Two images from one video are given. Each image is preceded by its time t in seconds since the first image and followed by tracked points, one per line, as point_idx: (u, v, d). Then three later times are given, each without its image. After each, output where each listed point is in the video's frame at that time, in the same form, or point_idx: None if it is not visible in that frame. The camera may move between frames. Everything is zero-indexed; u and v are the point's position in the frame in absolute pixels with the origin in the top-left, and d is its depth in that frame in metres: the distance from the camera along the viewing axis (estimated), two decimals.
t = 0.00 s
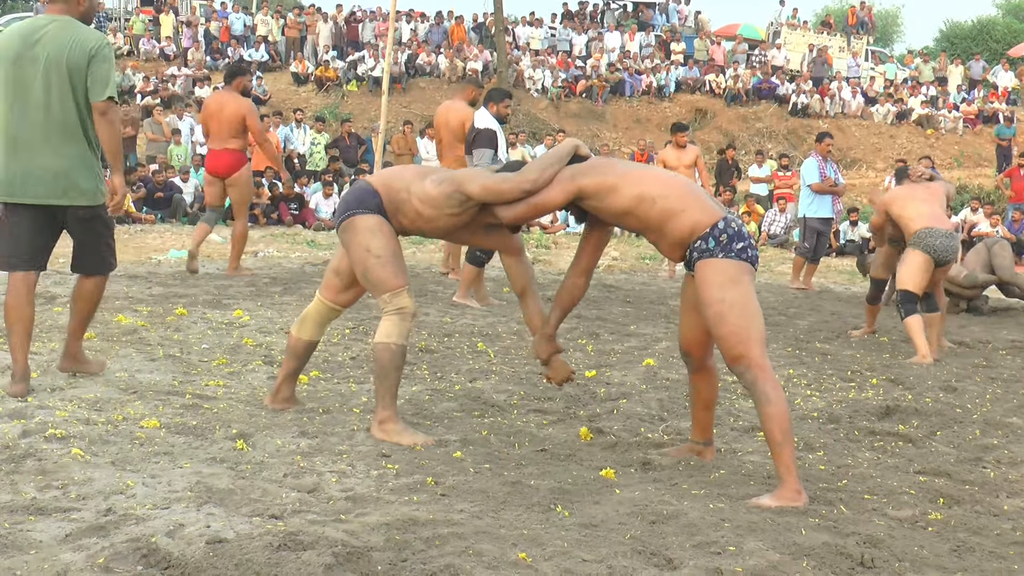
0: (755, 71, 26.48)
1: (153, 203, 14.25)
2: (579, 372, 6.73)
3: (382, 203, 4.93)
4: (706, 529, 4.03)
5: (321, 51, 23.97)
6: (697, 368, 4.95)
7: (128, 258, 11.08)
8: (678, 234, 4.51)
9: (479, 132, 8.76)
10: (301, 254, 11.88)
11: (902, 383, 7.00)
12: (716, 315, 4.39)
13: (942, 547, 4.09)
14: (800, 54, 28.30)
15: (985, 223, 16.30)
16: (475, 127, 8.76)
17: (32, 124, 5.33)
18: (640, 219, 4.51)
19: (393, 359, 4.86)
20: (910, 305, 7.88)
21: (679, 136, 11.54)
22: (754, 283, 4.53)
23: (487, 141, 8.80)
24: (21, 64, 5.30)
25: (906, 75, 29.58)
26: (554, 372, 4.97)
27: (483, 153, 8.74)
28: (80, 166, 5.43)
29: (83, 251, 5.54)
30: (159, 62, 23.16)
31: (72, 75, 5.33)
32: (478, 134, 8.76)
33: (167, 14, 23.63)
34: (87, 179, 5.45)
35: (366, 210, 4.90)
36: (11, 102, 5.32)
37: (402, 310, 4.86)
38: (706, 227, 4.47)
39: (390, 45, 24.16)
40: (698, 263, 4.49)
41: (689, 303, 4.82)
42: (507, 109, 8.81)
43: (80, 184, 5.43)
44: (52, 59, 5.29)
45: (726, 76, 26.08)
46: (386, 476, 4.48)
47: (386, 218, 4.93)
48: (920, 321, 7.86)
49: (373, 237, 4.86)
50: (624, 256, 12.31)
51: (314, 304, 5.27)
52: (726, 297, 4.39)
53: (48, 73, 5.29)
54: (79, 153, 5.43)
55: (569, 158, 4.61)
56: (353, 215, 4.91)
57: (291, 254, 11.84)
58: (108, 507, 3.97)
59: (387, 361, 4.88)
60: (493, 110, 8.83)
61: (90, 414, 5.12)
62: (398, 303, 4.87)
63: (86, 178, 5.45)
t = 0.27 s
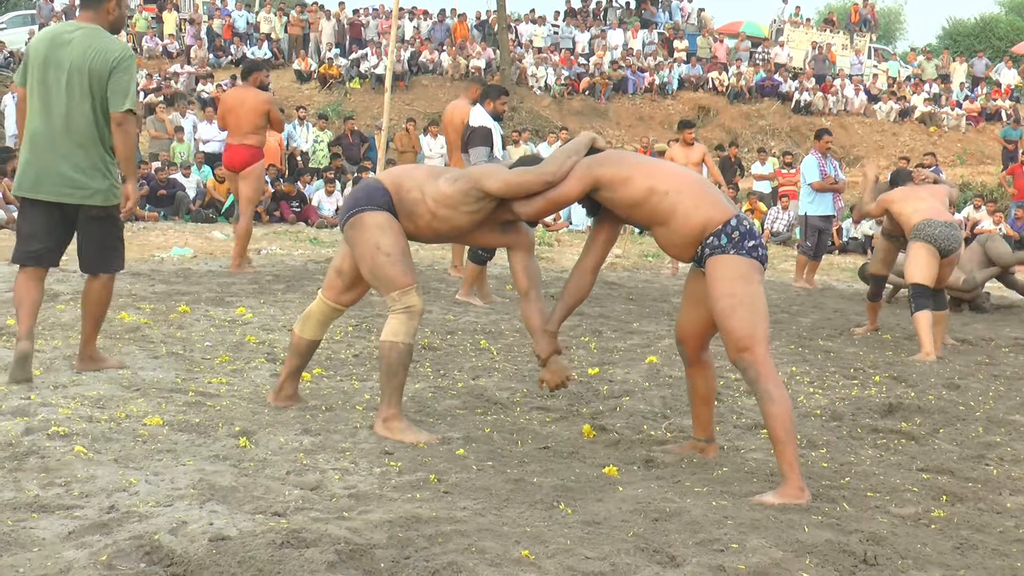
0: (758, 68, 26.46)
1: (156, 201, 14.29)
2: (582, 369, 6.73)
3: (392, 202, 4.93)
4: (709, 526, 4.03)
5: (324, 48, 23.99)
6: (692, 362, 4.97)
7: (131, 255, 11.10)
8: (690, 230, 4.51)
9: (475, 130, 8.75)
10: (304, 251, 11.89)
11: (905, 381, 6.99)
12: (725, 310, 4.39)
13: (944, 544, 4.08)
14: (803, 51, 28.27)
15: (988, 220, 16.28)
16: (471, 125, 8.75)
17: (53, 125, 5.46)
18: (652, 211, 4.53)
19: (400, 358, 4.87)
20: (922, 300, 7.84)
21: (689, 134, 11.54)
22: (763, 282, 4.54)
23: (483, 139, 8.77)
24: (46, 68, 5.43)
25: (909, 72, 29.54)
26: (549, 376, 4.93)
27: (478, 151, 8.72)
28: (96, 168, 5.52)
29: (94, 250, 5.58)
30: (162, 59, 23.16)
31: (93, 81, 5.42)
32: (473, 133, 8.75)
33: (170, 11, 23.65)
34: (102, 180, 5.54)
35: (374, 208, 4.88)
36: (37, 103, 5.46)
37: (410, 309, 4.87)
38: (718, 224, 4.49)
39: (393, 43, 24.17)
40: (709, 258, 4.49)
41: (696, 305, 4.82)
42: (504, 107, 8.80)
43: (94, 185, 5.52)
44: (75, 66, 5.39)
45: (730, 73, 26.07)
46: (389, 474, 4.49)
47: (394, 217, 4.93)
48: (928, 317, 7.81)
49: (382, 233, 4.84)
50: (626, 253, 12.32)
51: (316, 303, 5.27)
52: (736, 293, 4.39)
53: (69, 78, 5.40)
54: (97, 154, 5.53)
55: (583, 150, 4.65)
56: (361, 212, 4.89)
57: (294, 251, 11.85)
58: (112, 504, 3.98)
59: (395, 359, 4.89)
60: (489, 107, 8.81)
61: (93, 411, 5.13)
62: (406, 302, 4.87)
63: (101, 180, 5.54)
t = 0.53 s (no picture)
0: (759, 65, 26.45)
1: (156, 198, 14.29)
2: (583, 367, 6.73)
3: (391, 199, 4.92)
4: (710, 524, 4.03)
5: (325, 46, 23.99)
6: (697, 357, 4.97)
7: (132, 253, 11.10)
8: (699, 232, 4.49)
9: (474, 124, 8.78)
10: (305, 249, 11.89)
11: (906, 378, 6.99)
12: (738, 315, 4.37)
13: (945, 542, 4.08)
14: (803, 49, 28.26)
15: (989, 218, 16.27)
16: (470, 119, 8.78)
17: (72, 119, 5.71)
18: (658, 212, 4.51)
19: (402, 356, 4.88)
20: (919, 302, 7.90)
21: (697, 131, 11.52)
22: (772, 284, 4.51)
23: (482, 134, 8.82)
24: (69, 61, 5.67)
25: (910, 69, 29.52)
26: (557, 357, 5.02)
27: (478, 146, 8.76)
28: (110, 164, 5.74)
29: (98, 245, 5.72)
30: (163, 57, 23.15)
31: (110, 72, 5.64)
32: (473, 128, 8.78)
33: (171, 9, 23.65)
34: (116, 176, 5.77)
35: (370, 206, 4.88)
36: (59, 98, 5.73)
37: (411, 307, 4.86)
38: (724, 229, 4.45)
39: (394, 40, 24.16)
40: (717, 264, 4.47)
41: (704, 303, 4.80)
42: (500, 101, 8.74)
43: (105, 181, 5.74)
44: (92, 58, 5.61)
45: (730, 71, 26.05)
46: (390, 471, 4.48)
47: (395, 214, 4.92)
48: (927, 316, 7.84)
49: (381, 232, 4.84)
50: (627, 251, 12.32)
51: (318, 301, 5.26)
52: (747, 297, 4.37)
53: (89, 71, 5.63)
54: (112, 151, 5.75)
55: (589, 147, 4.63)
56: (361, 211, 4.89)
57: (295, 249, 11.85)
58: (113, 502, 3.98)
59: (397, 358, 4.89)
60: (486, 101, 8.79)
61: (94, 409, 5.13)
62: (408, 300, 4.87)
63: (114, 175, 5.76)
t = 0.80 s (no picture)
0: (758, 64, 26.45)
1: (156, 197, 14.30)
2: (582, 366, 6.73)
3: (386, 195, 4.91)
4: (709, 523, 4.03)
5: (324, 45, 23.98)
6: (692, 359, 4.97)
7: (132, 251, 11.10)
8: (688, 235, 4.48)
9: (470, 125, 8.75)
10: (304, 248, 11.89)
11: (905, 377, 7.00)
12: (731, 318, 4.37)
13: (944, 541, 4.08)
14: (803, 48, 28.26)
15: (988, 217, 16.28)
16: (466, 120, 8.75)
17: (72, 119, 5.78)
18: (645, 215, 4.50)
19: (396, 354, 4.87)
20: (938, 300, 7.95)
21: (700, 131, 11.50)
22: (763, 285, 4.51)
23: (478, 134, 8.79)
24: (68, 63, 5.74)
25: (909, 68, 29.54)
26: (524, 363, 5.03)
27: (474, 147, 8.75)
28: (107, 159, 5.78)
29: (96, 242, 5.80)
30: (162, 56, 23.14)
31: (102, 73, 5.69)
32: (468, 128, 8.75)
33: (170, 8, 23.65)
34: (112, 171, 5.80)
35: (363, 200, 4.87)
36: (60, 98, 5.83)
37: (404, 305, 4.86)
38: (712, 231, 4.45)
39: (392, 39, 24.16)
40: (707, 267, 4.47)
41: (697, 305, 4.80)
42: (496, 100, 8.81)
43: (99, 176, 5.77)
44: (86, 60, 5.67)
45: (729, 70, 26.06)
46: (389, 470, 4.48)
47: (390, 212, 4.92)
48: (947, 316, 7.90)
49: (378, 229, 4.83)
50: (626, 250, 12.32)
51: (313, 300, 5.26)
52: (738, 299, 4.37)
53: (84, 73, 5.69)
54: (108, 147, 5.79)
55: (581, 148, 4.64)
56: (357, 207, 4.88)
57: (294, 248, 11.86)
58: (112, 501, 3.98)
59: (391, 357, 4.89)
60: (482, 101, 8.83)
61: (93, 408, 5.13)
62: (401, 298, 4.86)
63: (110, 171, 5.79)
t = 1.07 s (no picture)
0: (756, 64, 26.46)
1: (154, 197, 14.28)
2: (580, 366, 6.73)
3: (381, 194, 4.91)
4: (707, 523, 4.04)
5: (322, 44, 23.98)
6: (678, 359, 4.97)
7: (130, 251, 11.11)
8: (675, 235, 4.48)
9: (469, 125, 8.71)
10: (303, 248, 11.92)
11: (903, 377, 7.01)
12: (720, 320, 4.38)
13: (942, 540, 4.09)
14: (801, 48, 28.28)
15: (986, 216, 16.30)
16: (465, 120, 8.71)
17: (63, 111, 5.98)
18: (630, 216, 4.50)
19: (392, 354, 4.87)
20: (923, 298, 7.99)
21: (698, 130, 11.51)
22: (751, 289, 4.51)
23: (475, 135, 8.77)
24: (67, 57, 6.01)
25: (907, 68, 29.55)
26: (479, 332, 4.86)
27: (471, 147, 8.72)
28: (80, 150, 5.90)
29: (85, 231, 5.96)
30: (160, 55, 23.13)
31: (87, 63, 5.84)
32: (467, 129, 8.72)
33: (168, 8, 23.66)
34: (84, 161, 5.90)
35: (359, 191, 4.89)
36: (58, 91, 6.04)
37: (399, 304, 4.87)
38: (698, 237, 4.44)
39: (391, 39, 24.16)
40: (694, 270, 4.46)
41: (685, 306, 4.79)
42: (493, 100, 8.85)
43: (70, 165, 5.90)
44: (75, 52, 5.86)
45: (728, 70, 26.06)
46: (388, 470, 4.49)
47: (384, 210, 4.91)
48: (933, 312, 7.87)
49: (372, 229, 4.84)
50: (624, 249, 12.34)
51: (310, 299, 5.27)
52: (726, 303, 4.38)
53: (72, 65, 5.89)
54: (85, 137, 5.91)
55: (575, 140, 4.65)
56: (352, 206, 4.88)
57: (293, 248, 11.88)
58: (110, 501, 3.98)
59: (387, 356, 4.89)
60: (480, 100, 8.80)
61: (92, 407, 5.13)
62: (396, 298, 4.87)
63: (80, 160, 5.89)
